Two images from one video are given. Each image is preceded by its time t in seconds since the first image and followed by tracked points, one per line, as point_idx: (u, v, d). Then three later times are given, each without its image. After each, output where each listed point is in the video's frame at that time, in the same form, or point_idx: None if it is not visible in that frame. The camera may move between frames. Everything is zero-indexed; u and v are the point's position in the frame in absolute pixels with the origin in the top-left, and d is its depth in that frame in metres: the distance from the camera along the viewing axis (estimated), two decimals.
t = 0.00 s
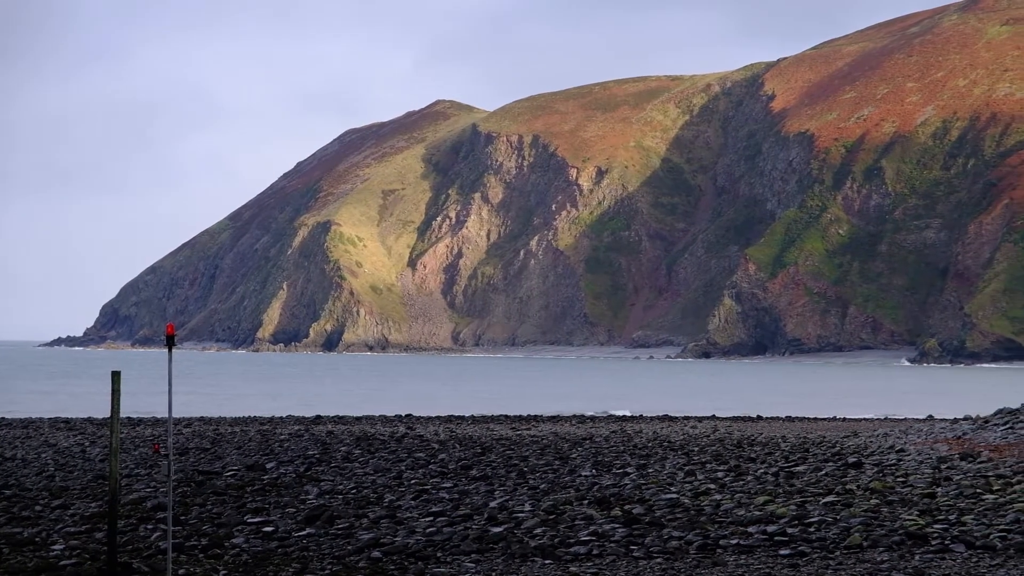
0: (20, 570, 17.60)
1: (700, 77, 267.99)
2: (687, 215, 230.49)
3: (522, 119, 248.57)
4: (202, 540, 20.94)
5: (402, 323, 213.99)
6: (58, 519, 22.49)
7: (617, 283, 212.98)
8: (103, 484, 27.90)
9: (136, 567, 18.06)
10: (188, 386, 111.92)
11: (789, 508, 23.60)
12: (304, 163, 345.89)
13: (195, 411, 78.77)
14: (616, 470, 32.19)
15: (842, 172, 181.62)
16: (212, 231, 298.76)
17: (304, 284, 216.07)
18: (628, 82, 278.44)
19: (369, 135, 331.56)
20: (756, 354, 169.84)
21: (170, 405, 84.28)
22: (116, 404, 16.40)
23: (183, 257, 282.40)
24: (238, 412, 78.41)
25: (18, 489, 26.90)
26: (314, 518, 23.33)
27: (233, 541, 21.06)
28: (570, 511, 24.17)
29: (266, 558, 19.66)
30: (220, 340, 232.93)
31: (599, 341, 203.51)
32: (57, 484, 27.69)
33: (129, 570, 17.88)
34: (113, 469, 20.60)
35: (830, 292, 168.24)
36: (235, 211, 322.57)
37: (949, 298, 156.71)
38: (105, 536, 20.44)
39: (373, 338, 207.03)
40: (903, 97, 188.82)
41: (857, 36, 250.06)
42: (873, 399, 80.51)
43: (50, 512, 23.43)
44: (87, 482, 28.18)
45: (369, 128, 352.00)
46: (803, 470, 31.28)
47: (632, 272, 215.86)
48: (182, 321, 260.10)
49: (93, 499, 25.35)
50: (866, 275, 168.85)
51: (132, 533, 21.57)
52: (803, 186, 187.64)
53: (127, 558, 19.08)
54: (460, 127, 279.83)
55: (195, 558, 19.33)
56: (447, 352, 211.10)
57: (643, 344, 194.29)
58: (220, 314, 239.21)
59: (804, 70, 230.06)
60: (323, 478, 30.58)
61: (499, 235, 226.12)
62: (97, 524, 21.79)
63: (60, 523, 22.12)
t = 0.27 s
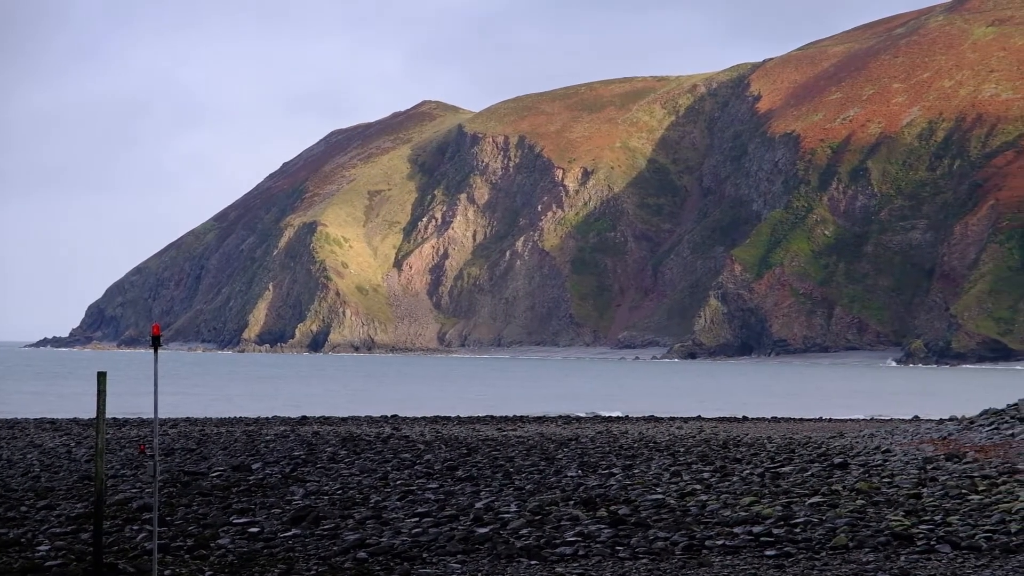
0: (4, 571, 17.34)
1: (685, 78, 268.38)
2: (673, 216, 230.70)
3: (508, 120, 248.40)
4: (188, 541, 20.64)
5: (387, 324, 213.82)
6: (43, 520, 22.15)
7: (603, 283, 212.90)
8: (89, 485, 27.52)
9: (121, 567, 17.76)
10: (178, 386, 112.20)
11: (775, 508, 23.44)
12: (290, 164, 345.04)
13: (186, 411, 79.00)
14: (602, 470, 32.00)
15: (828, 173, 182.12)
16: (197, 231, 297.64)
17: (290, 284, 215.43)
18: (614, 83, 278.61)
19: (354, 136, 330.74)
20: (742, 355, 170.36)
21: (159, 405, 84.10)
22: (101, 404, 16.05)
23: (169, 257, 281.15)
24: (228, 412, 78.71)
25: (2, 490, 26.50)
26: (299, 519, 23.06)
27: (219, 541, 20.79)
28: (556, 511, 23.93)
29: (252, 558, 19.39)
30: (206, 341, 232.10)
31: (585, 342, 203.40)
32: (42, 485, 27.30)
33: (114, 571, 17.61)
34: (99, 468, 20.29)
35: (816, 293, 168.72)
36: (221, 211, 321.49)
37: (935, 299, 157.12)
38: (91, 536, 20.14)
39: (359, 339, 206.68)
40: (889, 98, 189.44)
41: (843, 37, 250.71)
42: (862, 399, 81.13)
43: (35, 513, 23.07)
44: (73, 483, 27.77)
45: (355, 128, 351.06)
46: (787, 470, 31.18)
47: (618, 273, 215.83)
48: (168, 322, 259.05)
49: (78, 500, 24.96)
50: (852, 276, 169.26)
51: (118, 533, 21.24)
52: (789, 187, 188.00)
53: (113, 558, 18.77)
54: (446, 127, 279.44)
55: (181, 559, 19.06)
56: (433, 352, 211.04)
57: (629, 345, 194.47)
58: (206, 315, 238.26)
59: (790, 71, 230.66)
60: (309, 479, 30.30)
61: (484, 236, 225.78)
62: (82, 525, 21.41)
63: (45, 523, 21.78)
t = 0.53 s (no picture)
0: None
1: (670, 79, 268.78)
2: (657, 217, 230.85)
3: (492, 120, 248.16)
4: (171, 542, 20.28)
5: (372, 325, 213.24)
6: (26, 521, 21.69)
7: (587, 284, 212.61)
8: (72, 486, 27.04)
9: (105, 569, 17.40)
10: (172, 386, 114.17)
11: (759, 509, 23.24)
12: (274, 164, 343.80)
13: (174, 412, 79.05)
14: (586, 471, 31.73)
15: (813, 174, 182.57)
16: (181, 232, 296.15)
17: (274, 285, 214.58)
18: (598, 84, 278.86)
19: (339, 136, 329.87)
20: (727, 356, 170.64)
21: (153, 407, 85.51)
22: (85, 406, 15.67)
23: (153, 258, 279.55)
24: (214, 413, 78.54)
25: None
26: (283, 520, 22.71)
27: (203, 542, 20.42)
28: (540, 513, 23.64)
29: (236, 560, 19.05)
30: (189, 342, 230.89)
31: (570, 343, 203.28)
32: (24, 486, 26.79)
33: (98, 572, 17.25)
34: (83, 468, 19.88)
35: (800, 294, 169.14)
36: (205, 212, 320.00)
37: (919, 300, 157.55)
38: (75, 537, 19.73)
39: (343, 340, 205.87)
40: (873, 99, 190.19)
41: (826, 38, 251.48)
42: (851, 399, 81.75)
43: (17, 514, 22.59)
44: (56, 484, 27.27)
45: (339, 129, 350.08)
46: (772, 472, 30.99)
47: (603, 274, 215.60)
48: (151, 323, 257.58)
49: (61, 501, 24.50)
50: (836, 277, 169.54)
51: (101, 534, 20.82)
52: (773, 188, 188.43)
53: (96, 560, 18.36)
54: (431, 128, 279.03)
55: (165, 561, 18.72)
56: (417, 353, 210.65)
57: (613, 346, 194.42)
58: (190, 315, 237.09)
59: (774, 72, 231.27)
60: (293, 480, 29.90)
61: (469, 237, 225.31)
62: (66, 526, 20.97)
63: (28, 525, 21.33)
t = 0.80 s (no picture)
0: None
1: (661, 80, 268.95)
2: (649, 218, 230.87)
3: (483, 121, 247.94)
4: (163, 544, 20.11)
5: (363, 325, 213.13)
6: (17, 522, 21.44)
7: (578, 285, 212.36)
8: (63, 486, 26.79)
9: (96, 569, 17.23)
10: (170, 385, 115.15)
11: (751, 510, 23.12)
12: (265, 165, 343.18)
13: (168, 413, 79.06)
14: (577, 472, 31.61)
15: (804, 175, 182.84)
16: (172, 232, 295.38)
17: (265, 285, 214.16)
18: (589, 84, 279.02)
19: (330, 137, 329.29)
20: (718, 356, 170.94)
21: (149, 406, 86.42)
22: (76, 408, 15.38)
23: (144, 259, 278.79)
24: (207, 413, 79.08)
25: None
26: (274, 521, 22.53)
27: (194, 543, 20.22)
28: (531, 514, 23.48)
29: (227, 561, 18.87)
30: (181, 343, 230.38)
31: (561, 344, 203.09)
32: (14, 486, 26.52)
33: (89, 573, 17.07)
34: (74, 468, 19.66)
35: (792, 295, 169.34)
36: (195, 213, 319.16)
37: (910, 301, 157.81)
38: (66, 537, 19.50)
39: (335, 341, 205.66)
40: (864, 100, 190.69)
41: (817, 39, 251.80)
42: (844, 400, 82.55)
43: (8, 515, 22.34)
44: (47, 485, 27.00)
45: (331, 130, 349.50)
46: (763, 472, 30.92)
47: (594, 275, 215.52)
48: (142, 323, 256.94)
49: (53, 502, 24.25)
50: (828, 278, 169.70)
51: (92, 535, 20.59)
52: (764, 189, 188.64)
53: (87, 561, 18.16)
54: (422, 129, 278.77)
55: (156, 561, 18.55)
56: (409, 354, 210.68)
57: (605, 347, 194.52)
58: (181, 316, 236.50)
59: (765, 73, 231.61)
60: (284, 480, 29.70)
61: (460, 237, 224.92)
62: (57, 527, 20.74)
63: (19, 526, 21.11)
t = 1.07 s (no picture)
0: None
1: (652, 81, 268.98)
2: (641, 219, 230.67)
3: (475, 122, 247.79)
4: (155, 544, 20.00)
5: (354, 326, 213.19)
6: (7, 523, 21.24)
7: (570, 286, 212.23)
8: (55, 487, 26.60)
9: (87, 570, 17.11)
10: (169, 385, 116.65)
11: (742, 511, 23.07)
12: (256, 166, 342.40)
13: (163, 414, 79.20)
14: (568, 473, 31.54)
15: (795, 176, 183.07)
16: (164, 233, 294.61)
17: (257, 286, 213.80)
18: (581, 85, 279.13)
19: (322, 138, 328.77)
20: (709, 357, 171.09)
21: (144, 406, 86.87)
22: (69, 407, 15.21)
23: (135, 259, 278.01)
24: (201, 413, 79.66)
25: None
26: (266, 522, 22.40)
27: (186, 544, 20.06)
28: (523, 514, 23.40)
29: (219, 561, 18.76)
30: (172, 343, 229.87)
31: (552, 344, 203.01)
32: (5, 487, 26.30)
33: (80, 575, 16.93)
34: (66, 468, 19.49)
35: (784, 295, 169.40)
36: (187, 214, 318.35)
37: (901, 301, 158.10)
38: (57, 538, 19.34)
39: (327, 341, 205.66)
40: (856, 101, 191.26)
41: (809, 40, 252.16)
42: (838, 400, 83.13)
43: None
44: (39, 485, 26.81)
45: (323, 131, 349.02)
46: (754, 473, 30.93)
47: (586, 275, 215.39)
48: (134, 324, 256.27)
49: (44, 502, 24.04)
50: (819, 278, 169.77)
51: (84, 536, 20.41)
52: (756, 189, 188.81)
53: (79, 561, 18.00)
54: (414, 130, 278.48)
55: (148, 562, 18.44)
56: (400, 355, 210.91)
57: (596, 347, 194.55)
58: (173, 317, 235.98)
59: (757, 74, 231.90)
60: (275, 481, 29.57)
61: (451, 238, 224.64)
62: (49, 527, 20.56)
63: (10, 526, 20.91)
